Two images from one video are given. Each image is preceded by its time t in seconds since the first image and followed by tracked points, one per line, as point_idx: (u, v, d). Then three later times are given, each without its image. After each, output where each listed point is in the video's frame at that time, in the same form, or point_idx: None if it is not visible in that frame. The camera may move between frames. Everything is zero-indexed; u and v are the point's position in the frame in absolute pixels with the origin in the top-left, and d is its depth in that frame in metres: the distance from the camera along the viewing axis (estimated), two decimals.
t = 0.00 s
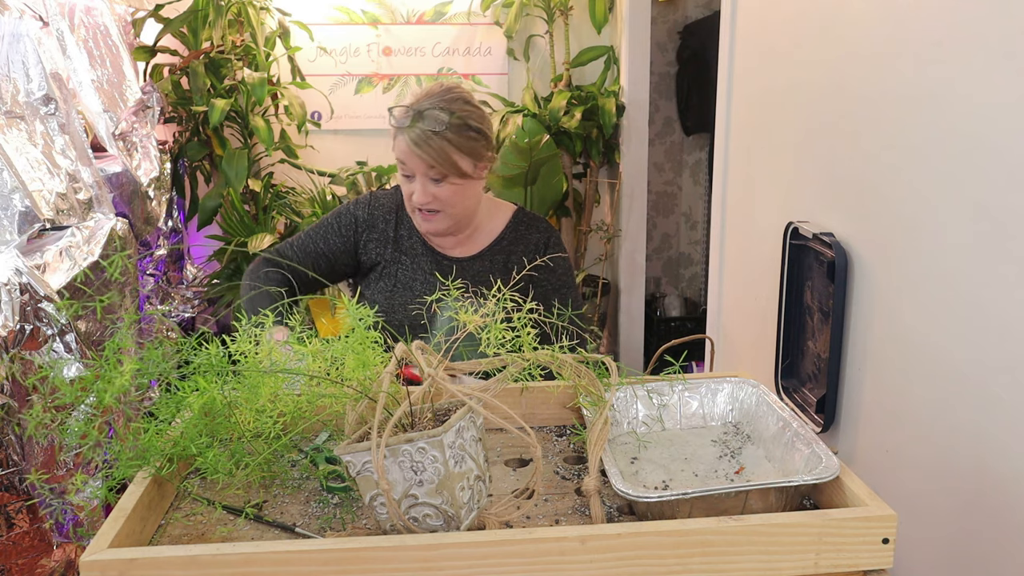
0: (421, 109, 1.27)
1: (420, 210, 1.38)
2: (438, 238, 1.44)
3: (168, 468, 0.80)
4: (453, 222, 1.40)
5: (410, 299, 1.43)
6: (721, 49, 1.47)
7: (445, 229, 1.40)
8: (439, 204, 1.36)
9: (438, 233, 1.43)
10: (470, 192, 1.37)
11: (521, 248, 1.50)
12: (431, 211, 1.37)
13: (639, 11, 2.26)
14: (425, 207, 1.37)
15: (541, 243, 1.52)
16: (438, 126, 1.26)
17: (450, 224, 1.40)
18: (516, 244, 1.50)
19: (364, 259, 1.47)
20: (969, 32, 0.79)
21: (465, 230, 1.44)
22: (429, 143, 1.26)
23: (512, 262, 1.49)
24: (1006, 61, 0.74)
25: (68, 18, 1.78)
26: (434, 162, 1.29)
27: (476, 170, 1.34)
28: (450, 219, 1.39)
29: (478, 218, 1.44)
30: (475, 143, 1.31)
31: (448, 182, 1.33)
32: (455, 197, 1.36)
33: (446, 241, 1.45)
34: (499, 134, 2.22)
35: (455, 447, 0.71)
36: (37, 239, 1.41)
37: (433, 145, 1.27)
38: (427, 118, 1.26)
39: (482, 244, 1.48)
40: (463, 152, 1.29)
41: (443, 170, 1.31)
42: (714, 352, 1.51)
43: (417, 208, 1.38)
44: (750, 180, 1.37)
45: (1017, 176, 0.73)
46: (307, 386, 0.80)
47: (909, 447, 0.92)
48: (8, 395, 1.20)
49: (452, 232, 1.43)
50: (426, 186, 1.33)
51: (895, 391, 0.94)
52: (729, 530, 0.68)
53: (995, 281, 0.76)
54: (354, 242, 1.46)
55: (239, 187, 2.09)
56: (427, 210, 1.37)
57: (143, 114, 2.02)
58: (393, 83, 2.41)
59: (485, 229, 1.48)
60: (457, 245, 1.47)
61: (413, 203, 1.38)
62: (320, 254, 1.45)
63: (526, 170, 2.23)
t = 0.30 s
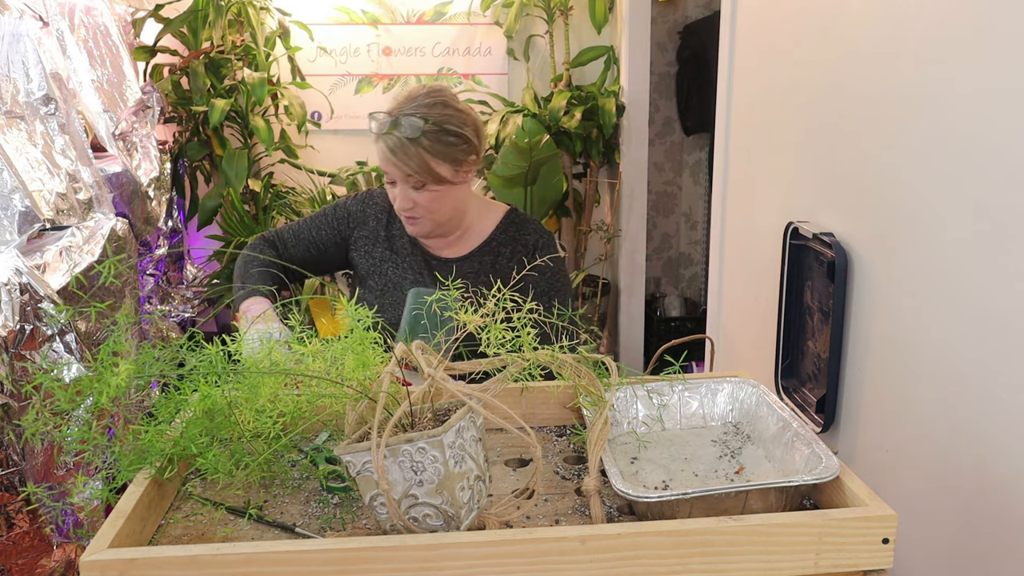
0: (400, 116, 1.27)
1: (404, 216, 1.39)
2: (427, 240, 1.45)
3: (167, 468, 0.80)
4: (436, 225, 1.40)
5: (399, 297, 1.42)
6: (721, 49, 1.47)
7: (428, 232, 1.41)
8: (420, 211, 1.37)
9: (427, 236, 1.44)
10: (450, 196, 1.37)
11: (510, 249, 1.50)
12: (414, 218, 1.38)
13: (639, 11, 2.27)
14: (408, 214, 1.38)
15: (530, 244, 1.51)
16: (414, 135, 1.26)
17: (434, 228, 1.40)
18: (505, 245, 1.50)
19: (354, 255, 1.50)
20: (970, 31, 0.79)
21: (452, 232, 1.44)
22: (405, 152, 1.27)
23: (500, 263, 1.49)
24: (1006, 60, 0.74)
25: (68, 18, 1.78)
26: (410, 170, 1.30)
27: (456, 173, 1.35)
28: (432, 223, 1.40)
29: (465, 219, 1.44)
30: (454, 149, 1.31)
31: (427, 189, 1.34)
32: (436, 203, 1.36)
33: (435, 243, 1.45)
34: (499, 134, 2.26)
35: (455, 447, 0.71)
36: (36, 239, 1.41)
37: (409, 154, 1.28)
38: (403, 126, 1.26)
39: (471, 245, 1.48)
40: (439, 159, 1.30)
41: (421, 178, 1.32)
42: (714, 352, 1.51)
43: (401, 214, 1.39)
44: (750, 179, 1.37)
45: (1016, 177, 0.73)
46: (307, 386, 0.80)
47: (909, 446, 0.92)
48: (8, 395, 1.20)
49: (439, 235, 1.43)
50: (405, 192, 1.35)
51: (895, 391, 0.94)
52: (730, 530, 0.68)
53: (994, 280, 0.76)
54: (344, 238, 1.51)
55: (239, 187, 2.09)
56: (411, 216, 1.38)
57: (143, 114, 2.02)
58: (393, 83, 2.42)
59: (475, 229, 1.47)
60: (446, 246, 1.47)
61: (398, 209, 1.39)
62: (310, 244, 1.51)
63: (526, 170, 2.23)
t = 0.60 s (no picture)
0: (372, 121, 1.31)
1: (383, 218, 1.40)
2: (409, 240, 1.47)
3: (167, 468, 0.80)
4: (414, 225, 1.41)
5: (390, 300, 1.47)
6: (721, 49, 1.47)
7: (407, 234, 1.42)
8: (397, 214, 1.38)
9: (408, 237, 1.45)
10: (427, 200, 1.38)
11: (495, 247, 1.49)
12: (392, 220, 1.40)
13: (639, 11, 2.27)
14: (386, 216, 1.39)
15: (513, 240, 1.49)
16: (384, 141, 1.29)
17: (412, 230, 1.42)
18: (489, 244, 1.49)
19: (344, 256, 1.55)
20: (970, 31, 0.79)
21: (433, 233, 1.45)
22: (378, 158, 1.31)
23: (486, 263, 1.48)
24: (1007, 59, 0.73)
25: (68, 18, 1.78)
26: (384, 177, 1.32)
27: (429, 180, 1.37)
28: (411, 225, 1.41)
29: (445, 220, 1.45)
30: (426, 156, 1.34)
31: (401, 195, 1.35)
32: (413, 207, 1.37)
33: (416, 243, 1.47)
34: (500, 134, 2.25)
35: (455, 447, 0.71)
36: (36, 239, 1.41)
37: (379, 160, 1.31)
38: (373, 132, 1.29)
39: (454, 245, 1.48)
40: (411, 165, 1.33)
41: (395, 184, 1.33)
42: (714, 352, 1.51)
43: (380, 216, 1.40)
44: (750, 179, 1.37)
45: (1016, 177, 0.73)
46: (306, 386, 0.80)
47: (909, 446, 0.92)
48: (8, 395, 1.20)
49: (419, 235, 1.45)
50: (379, 197, 1.36)
51: (895, 391, 0.94)
52: (730, 530, 0.68)
53: (994, 279, 0.76)
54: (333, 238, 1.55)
55: (239, 187, 2.09)
56: (389, 217, 1.40)
57: (143, 114, 2.02)
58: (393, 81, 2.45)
59: (457, 229, 1.48)
60: (430, 246, 1.48)
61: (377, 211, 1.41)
62: (301, 243, 1.55)
63: (526, 170, 2.23)
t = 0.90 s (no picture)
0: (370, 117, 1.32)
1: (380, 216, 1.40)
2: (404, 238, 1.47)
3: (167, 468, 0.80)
4: (408, 223, 1.41)
5: (379, 297, 1.48)
6: (721, 49, 1.47)
7: (402, 231, 1.42)
8: (393, 211, 1.38)
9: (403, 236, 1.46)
10: (423, 196, 1.38)
11: (478, 245, 1.49)
12: (389, 217, 1.40)
13: (639, 11, 2.27)
14: (383, 213, 1.39)
15: (498, 238, 1.49)
16: (382, 134, 1.30)
17: (407, 227, 1.41)
18: (474, 241, 1.49)
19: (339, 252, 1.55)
20: (970, 31, 0.79)
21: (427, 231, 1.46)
22: (376, 152, 1.31)
23: (468, 261, 1.48)
24: (1006, 58, 0.73)
25: (68, 18, 1.78)
26: (381, 171, 1.32)
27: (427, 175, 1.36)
28: (406, 222, 1.41)
29: (439, 217, 1.46)
30: (424, 150, 1.34)
31: (398, 191, 1.35)
32: (409, 203, 1.37)
33: (409, 241, 1.48)
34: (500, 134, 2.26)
35: (455, 447, 0.71)
36: (36, 238, 1.41)
37: (377, 153, 1.31)
38: (372, 125, 1.30)
39: (444, 244, 1.48)
40: (409, 160, 1.33)
41: (392, 179, 1.33)
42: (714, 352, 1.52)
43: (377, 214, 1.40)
44: (750, 179, 1.37)
45: (1016, 178, 0.73)
46: (306, 387, 0.80)
47: (909, 446, 0.92)
48: (8, 395, 1.20)
49: (414, 233, 1.44)
50: (376, 192, 1.36)
51: (895, 391, 0.94)
52: (730, 530, 0.68)
53: (995, 279, 0.76)
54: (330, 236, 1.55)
55: (239, 187, 2.09)
56: (385, 214, 1.40)
57: (143, 114, 2.02)
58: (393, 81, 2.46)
59: (450, 227, 1.48)
60: (424, 244, 1.49)
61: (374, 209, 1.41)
62: (298, 239, 1.54)
63: (526, 170, 2.23)
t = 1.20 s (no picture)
0: (367, 117, 1.32)
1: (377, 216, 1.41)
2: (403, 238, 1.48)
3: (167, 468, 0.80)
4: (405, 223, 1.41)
5: (377, 296, 1.48)
6: (721, 49, 1.47)
7: (399, 231, 1.42)
8: (389, 212, 1.38)
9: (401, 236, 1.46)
10: (419, 197, 1.38)
11: (472, 244, 1.48)
12: (385, 217, 1.40)
13: (639, 11, 2.27)
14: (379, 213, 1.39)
15: (492, 237, 1.48)
16: (378, 135, 1.30)
17: (405, 227, 1.41)
18: (468, 241, 1.48)
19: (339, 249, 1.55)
20: (970, 31, 0.79)
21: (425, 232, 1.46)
22: (371, 153, 1.31)
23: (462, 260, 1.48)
24: (1006, 58, 0.73)
25: (68, 18, 1.78)
26: (376, 172, 1.33)
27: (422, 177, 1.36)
28: (403, 222, 1.41)
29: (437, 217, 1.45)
30: (419, 151, 1.34)
31: (394, 192, 1.35)
32: (405, 204, 1.37)
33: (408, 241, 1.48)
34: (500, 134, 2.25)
35: (455, 447, 0.71)
36: (36, 238, 1.41)
37: (372, 154, 1.31)
38: (368, 126, 1.30)
39: (442, 243, 1.48)
40: (404, 162, 1.33)
41: (387, 180, 1.34)
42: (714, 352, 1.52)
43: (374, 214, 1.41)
44: (750, 179, 1.37)
45: (1016, 177, 0.73)
46: (306, 386, 0.80)
47: (909, 446, 0.92)
48: (7, 395, 1.20)
49: (412, 233, 1.44)
50: (373, 192, 1.37)
51: (895, 391, 0.94)
52: (730, 530, 0.68)
53: (995, 279, 0.76)
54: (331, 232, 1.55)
55: (239, 187, 2.09)
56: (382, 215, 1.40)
57: (143, 114, 2.02)
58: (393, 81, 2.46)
59: (448, 227, 1.48)
60: (423, 244, 1.48)
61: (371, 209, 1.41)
62: (298, 234, 1.54)
63: (526, 170, 2.23)
